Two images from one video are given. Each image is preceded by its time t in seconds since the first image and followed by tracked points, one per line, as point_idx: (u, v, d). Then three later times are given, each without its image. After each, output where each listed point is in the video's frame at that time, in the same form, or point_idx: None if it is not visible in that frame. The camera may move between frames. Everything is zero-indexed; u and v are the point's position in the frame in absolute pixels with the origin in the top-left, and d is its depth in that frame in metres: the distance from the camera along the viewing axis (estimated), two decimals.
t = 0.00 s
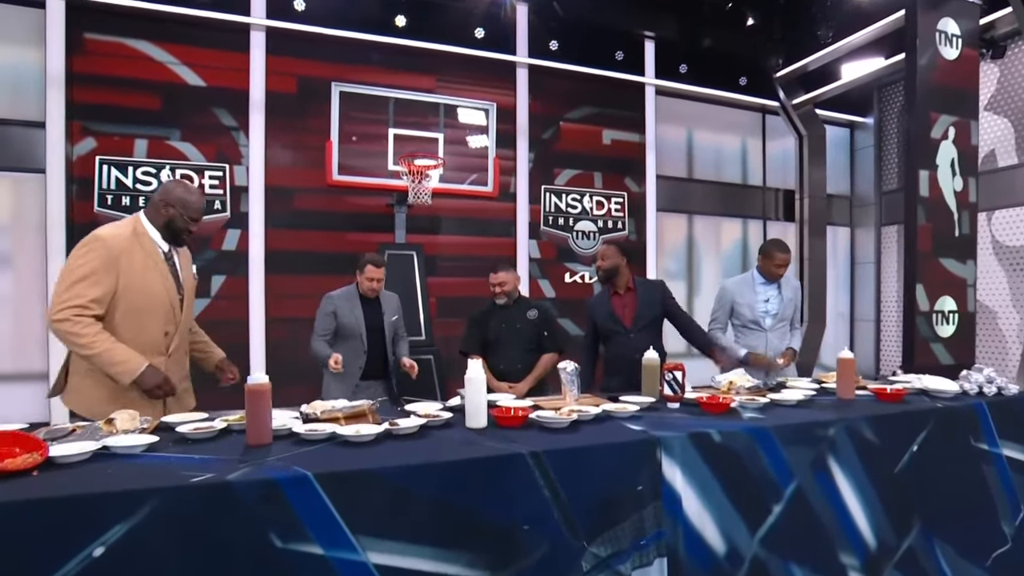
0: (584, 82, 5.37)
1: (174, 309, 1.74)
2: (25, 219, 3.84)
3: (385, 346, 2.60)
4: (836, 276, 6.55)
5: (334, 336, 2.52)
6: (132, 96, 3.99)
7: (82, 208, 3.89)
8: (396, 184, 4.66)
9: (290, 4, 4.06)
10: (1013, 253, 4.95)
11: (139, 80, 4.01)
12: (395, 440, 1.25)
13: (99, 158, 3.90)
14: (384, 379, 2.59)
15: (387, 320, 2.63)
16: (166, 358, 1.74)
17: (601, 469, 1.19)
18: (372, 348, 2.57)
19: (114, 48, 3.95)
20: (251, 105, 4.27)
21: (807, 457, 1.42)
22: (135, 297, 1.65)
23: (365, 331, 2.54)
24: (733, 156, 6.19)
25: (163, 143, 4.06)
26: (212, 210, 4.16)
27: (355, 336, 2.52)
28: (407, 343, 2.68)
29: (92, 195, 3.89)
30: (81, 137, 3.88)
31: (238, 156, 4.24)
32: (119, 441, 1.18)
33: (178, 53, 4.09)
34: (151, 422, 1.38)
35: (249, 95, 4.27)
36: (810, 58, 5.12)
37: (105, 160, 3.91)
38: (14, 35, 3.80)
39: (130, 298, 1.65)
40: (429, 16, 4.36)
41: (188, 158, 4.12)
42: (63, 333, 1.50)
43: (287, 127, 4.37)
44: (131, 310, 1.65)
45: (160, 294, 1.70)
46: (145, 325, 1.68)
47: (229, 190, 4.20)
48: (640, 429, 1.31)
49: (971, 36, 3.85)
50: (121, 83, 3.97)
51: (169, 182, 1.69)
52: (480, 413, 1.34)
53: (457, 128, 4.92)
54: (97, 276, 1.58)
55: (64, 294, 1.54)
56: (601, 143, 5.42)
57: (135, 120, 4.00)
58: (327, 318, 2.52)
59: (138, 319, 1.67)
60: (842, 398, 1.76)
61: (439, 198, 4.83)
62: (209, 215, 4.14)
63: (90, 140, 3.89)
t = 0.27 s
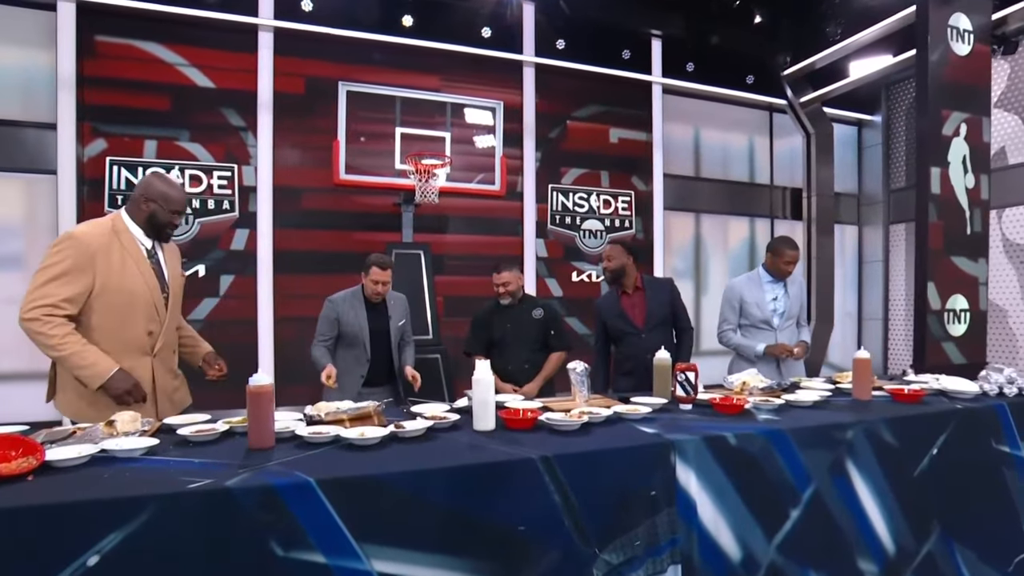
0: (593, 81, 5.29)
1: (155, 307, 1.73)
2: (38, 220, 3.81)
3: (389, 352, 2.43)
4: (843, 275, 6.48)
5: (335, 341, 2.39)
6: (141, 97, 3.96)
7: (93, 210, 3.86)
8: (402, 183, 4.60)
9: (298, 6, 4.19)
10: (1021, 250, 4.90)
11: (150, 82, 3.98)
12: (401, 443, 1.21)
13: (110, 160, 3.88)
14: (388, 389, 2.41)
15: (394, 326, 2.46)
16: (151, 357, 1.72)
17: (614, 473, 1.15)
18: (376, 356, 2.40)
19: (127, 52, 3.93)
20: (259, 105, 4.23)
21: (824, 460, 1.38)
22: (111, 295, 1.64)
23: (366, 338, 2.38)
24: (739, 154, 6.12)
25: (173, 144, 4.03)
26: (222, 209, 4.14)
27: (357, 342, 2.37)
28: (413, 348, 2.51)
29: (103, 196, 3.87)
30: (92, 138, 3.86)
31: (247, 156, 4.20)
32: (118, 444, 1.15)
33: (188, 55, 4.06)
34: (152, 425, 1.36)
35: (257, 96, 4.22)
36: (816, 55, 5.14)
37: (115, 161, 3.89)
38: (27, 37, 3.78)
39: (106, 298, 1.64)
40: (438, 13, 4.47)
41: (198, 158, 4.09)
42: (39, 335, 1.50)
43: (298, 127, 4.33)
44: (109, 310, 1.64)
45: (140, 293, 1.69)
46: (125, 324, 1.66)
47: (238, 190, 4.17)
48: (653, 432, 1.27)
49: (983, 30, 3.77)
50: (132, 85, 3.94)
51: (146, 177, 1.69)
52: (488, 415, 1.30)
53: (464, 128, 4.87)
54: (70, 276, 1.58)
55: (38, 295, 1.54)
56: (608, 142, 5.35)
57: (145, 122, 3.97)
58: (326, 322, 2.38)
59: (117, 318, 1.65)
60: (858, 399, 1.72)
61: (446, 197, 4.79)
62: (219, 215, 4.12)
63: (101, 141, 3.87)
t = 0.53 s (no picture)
0: (602, 78, 5.23)
1: (158, 302, 1.71)
2: (53, 221, 3.80)
3: (388, 356, 2.33)
4: (853, 272, 6.41)
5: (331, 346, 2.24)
6: (153, 98, 3.95)
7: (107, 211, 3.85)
8: (411, 180, 4.56)
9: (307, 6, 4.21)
10: None
11: (162, 83, 3.97)
12: (407, 444, 1.19)
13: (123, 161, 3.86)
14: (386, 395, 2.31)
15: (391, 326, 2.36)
16: (155, 353, 1.70)
17: (626, 476, 1.12)
18: (375, 361, 2.30)
19: (141, 54, 3.92)
20: (268, 104, 4.20)
21: (841, 462, 1.34)
22: (113, 293, 1.63)
23: (365, 342, 2.26)
24: (748, 151, 6.05)
25: (185, 145, 4.02)
26: (233, 209, 4.12)
27: (357, 349, 2.25)
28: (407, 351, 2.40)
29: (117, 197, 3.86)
30: (105, 139, 3.85)
31: (257, 155, 4.18)
32: (119, 446, 1.13)
33: (199, 57, 4.04)
34: (156, 424, 1.34)
35: (267, 95, 4.20)
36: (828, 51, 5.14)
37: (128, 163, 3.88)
38: (41, 40, 3.77)
39: (108, 296, 1.63)
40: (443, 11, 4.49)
41: (209, 158, 4.07)
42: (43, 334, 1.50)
43: (306, 126, 4.30)
44: (111, 308, 1.63)
45: (141, 289, 1.67)
46: (128, 321, 1.65)
47: (248, 189, 4.15)
48: (665, 433, 1.24)
49: (997, 22, 3.67)
50: (144, 87, 3.93)
51: (135, 170, 1.67)
52: (496, 416, 1.27)
53: (473, 125, 4.82)
54: (71, 275, 1.57)
55: (40, 296, 1.53)
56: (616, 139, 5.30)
57: (158, 123, 3.96)
58: (321, 326, 2.21)
59: (119, 316, 1.64)
60: (874, 398, 1.69)
61: (454, 195, 4.76)
62: (230, 215, 4.11)
63: (114, 142, 3.86)
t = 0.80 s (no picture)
0: (612, 76, 5.18)
1: (171, 301, 1.70)
2: (72, 222, 3.82)
3: (393, 350, 2.32)
4: (866, 269, 6.33)
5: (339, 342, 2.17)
6: (169, 100, 3.96)
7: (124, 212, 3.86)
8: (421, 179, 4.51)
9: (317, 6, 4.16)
10: None
11: (178, 85, 3.98)
12: (412, 445, 1.17)
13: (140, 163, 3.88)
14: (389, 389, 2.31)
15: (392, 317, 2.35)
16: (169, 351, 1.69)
17: (637, 480, 1.09)
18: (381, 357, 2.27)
19: (157, 57, 3.92)
20: (280, 105, 4.20)
21: (859, 465, 1.31)
22: (128, 292, 1.62)
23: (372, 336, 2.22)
24: (759, 148, 5.97)
25: (199, 146, 4.02)
26: (246, 209, 4.12)
27: (365, 345, 2.21)
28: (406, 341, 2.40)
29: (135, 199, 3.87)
30: (121, 141, 3.86)
31: (270, 155, 4.18)
32: (122, 446, 1.12)
33: (213, 59, 4.05)
34: (162, 424, 1.33)
35: (279, 96, 4.19)
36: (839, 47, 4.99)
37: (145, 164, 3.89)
38: (59, 44, 3.78)
39: (122, 295, 1.61)
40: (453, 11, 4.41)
41: (223, 159, 4.08)
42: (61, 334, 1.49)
43: (317, 125, 4.29)
44: (126, 307, 1.62)
45: (154, 287, 1.66)
46: (143, 320, 1.64)
47: (261, 189, 4.15)
48: (676, 435, 1.20)
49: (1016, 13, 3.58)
50: (160, 89, 3.94)
51: (147, 171, 1.66)
52: (503, 417, 1.25)
53: (483, 124, 4.78)
54: (86, 275, 1.56)
55: (57, 295, 1.52)
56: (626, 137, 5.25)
57: (174, 124, 3.97)
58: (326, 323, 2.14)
59: (134, 314, 1.63)
60: (891, 398, 1.64)
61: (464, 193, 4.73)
62: (243, 215, 4.11)
63: (130, 144, 3.87)
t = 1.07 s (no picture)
0: (622, 75, 5.14)
1: (179, 300, 1.68)
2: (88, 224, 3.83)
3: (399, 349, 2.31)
4: (877, 268, 6.23)
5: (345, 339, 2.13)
6: (182, 102, 3.97)
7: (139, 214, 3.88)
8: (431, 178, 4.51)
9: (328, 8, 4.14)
10: None
11: (192, 87, 3.98)
12: (417, 450, 1.14)
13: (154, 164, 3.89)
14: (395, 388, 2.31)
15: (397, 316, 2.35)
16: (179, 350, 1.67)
17: (646, 487, 1.06)
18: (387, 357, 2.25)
19: (170, 59, 3.94)
20: (291, 106, 4.19)
21: (877, 471, 1.27)
22: (136, 292, 1.60)
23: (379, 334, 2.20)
24: (770, 146, 5.89)
25: (211, 147, 4.03)
26: (257, 209, 4.12)
27: (372, 343, 2.18)
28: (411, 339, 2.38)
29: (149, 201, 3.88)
30: (137, 143, 3.88)
31: (281, 156, 4.18)
32: (122, 451, 1.10)
33: (225, 61, 4.05)
34: (165, 426, 1.32)
35: (290, 98, 4.19)
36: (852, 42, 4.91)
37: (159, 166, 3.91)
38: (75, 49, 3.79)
39: (131, 295, 1.60)
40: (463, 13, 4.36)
41: (234, 160, 4.08)
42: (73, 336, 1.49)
43: (327, 126, 4.28)
44: (134, 307, 1.60)
45: (161, 287, 1.64)
46: (152, 320, 1.62)
47: (273, 190, 4.15)
48: (686, 441, 1.17)
49: None
50: (173, 91, 3.95)
51: (148, 174, 1.64)
52: (509, 422, 1.22)
53: (493, 124, 4.76)
54: (94, 277, 1.55)
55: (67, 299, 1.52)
56: (636, 136, 5.20)
57: (188, 126, 3.98)
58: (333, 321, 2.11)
59: (143, 314, 1.61)
60: (908, 401, 1.60)
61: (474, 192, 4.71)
62: (254, 215, 4.11)
63: (145, 146, 3.89)
